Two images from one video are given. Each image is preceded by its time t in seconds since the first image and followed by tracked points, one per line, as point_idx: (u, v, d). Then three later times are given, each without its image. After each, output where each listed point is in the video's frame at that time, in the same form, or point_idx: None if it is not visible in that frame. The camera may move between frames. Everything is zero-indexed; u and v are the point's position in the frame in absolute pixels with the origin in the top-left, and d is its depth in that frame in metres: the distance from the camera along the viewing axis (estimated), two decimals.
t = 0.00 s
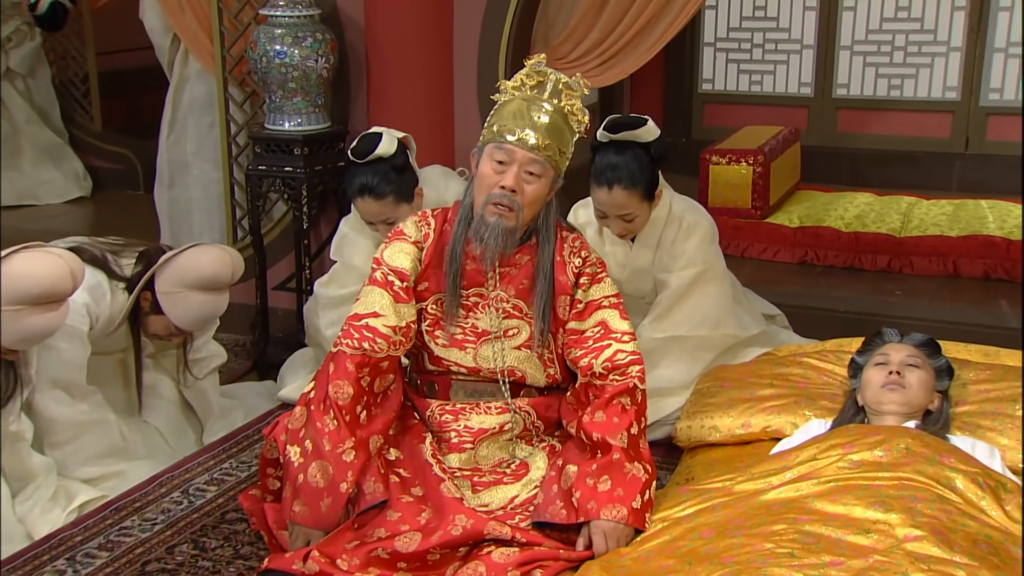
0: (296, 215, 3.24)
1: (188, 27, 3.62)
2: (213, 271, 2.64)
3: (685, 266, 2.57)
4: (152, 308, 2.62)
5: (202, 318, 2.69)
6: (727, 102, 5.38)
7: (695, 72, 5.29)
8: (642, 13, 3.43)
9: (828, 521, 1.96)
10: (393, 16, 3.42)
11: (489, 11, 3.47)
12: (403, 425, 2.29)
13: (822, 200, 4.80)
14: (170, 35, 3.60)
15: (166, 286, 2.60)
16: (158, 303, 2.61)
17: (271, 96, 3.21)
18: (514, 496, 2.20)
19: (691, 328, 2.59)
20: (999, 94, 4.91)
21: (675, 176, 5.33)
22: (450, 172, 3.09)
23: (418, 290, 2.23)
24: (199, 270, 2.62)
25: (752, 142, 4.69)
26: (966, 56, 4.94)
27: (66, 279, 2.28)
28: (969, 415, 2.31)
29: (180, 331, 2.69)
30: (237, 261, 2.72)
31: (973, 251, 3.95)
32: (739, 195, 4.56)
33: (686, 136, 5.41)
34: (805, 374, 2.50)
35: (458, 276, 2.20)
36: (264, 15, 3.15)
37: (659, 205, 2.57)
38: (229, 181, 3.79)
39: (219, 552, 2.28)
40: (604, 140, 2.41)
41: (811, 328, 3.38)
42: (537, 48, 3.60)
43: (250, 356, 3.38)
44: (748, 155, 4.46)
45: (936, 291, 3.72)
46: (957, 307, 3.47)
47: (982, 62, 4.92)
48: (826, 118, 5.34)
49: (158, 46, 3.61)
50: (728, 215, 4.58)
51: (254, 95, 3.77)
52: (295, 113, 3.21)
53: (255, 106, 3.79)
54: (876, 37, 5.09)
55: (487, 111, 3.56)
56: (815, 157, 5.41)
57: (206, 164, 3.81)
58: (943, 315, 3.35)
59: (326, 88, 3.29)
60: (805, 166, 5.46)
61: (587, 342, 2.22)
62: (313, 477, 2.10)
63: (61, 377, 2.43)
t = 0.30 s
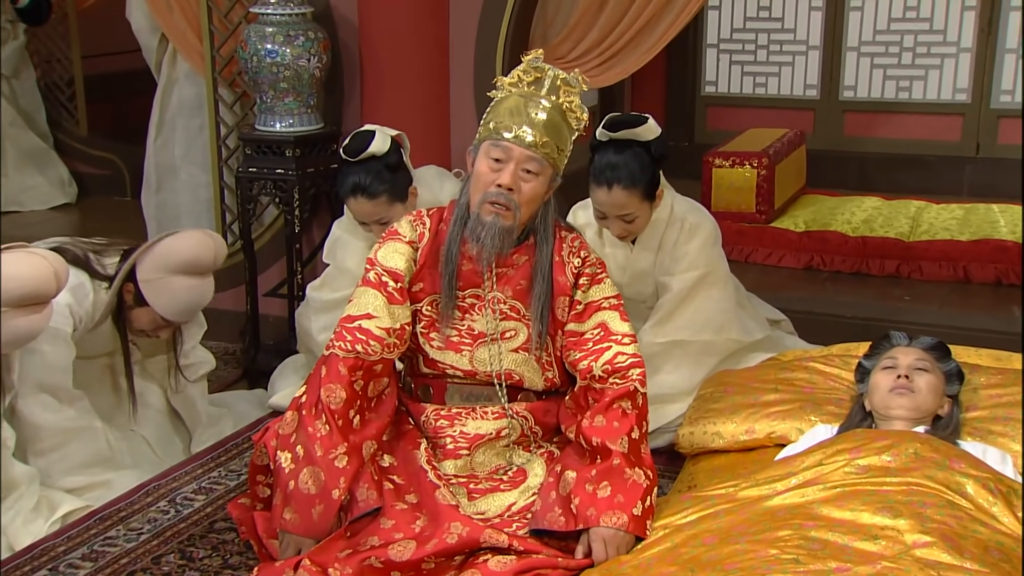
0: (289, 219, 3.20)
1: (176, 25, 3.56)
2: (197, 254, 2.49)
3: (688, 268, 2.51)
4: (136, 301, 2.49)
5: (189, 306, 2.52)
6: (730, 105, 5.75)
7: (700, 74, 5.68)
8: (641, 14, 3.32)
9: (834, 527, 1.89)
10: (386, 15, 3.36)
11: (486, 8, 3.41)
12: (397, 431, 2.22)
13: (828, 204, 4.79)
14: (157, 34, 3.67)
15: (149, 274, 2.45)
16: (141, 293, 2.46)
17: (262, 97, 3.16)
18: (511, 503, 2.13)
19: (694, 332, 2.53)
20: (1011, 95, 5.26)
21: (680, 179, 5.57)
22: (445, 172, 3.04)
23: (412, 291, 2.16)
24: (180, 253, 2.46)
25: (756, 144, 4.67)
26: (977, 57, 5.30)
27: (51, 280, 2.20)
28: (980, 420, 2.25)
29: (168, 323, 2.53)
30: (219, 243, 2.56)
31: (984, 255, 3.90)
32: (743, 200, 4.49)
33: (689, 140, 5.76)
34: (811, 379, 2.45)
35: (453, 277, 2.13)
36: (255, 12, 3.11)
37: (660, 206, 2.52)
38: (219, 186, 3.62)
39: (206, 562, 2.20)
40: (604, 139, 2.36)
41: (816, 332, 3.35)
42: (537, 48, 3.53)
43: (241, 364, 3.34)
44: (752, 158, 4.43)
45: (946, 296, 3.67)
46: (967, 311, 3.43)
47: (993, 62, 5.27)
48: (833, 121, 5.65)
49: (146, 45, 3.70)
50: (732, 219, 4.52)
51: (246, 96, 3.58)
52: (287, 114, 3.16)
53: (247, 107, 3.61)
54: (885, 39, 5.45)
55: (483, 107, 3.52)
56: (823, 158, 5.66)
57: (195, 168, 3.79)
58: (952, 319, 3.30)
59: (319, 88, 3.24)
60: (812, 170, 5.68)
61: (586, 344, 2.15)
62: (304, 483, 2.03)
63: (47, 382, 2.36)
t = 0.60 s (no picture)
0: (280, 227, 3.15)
1: (163, 28, 3.51)
2: (169, 221, 2.34)
3: (690, 273, 2.46)
4: (116, 283, 2.38)
5: (170, 278, 2.39)
6: (734, 110, 5.39)
7: (702, 79, 5.34)
8: (645, 11, 3.24)
9: (841, 536, 1.82)
10: (382, 16, 3.33)
11: (484, 4, 3.38)
12: (392, 439, 2.15)
13: (835, 210, 4.69)
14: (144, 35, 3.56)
15: (122, 249, 2.33)
16: (119, 272, 2.35)
17: (253, 100, 3.14)
18: (508, 514, 2.06)
19: (696, 340, 2.48)
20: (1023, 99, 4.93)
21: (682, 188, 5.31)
22: (439, 177, 2.98)
23: (406, 293, 2.10)
24: (151, 224, 2.33)
25: (760, 150, 4.61)
26: (987, 61, 4.95)
27: (33, 284, 2.15)
28: (992, 429, 2.17)
29: (152, 300, 2.42)
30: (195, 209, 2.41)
31: (995, 263, 3.79)
32: (748, 206, 4.44)
33: (692, 146, 5.40)
34: (818, 387, 2.38)
35: (449, 280, 2.08)
36: (245, 13, 3.08)
37: (662, 209, 2.46)
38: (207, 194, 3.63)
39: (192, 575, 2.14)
40: (604, 139, 2.32)
41: (823, 340, 3.31)
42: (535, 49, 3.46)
43: (231, 375, 3.30)
44: (757, 163, 4.38)
45: (957, 305, 3.59)
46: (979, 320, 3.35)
47: (1004, 66, 4.92)
48: (840, 125, 5.29)
49: (132, 48, 3.58)
50: (736, 224, 4.45)
51: (236, 100, 3.56)
52: (278, 117, 3.14)
53: (237, 110, 3.59)
54: (891, 41, 5.10)
55: (479, 108, 3.46)
56: (829, 166, 5.31)
57: (184, 174, 3.72)
58: (962, 328, 3.23)
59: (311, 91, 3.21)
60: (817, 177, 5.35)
61: (586, 349, 2.10)
62: (295, 492, 1.97)
63: (36, 387, 2.30)
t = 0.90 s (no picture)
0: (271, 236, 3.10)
1: (152, 33, 3.54)
2: (153, 220, 2.37)
3: (694, 282, 2.43)
4: (100, 287, 2.37)
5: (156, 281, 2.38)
6: (738, 119, 5.34)
7: (707, 88, 5.26)
8: (649, 12, 3.16)
9: (849, 549, 1.75)
10: (376, 19, 3.26)
11: (483, 3, 3.30)
12: (387, 452, 2.09)
13: (843, 221, 4.59)
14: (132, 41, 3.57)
15: (107, 251, 2.33)
16: (104, 275, 2.34)
17: (245, 106, 3.10)
18: (506, 529, 2.00)
19: (699, 351, 2.44)
20: None
21: (686, 197, 5.22)
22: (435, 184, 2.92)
23: (401, 301, 2.05)
24: (137, 224, 2.36)
25: (767, 157, 4.52)
26: (1000, 68, 4.89)
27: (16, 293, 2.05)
28: (1007, 441, 2.10)
29: (139, 305, 2.40)
30: (177, 209, 2.46)
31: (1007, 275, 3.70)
32: (754, 216, 4.39)
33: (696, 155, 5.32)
34: (825, 399, 2.32)
35: (445, 287, 2.03)
36: (236, 17, 3.04)
37: (665, 216, 2.44)
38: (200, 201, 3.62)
39: None
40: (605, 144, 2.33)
41: (831, 354, 3.24)
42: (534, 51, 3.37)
43: (221, 391, 3.25)
44: (763, 171, 4.31)
45: (970, 317, 3.51)
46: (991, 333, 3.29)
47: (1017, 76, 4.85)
48: (848, 135, 5.25)
49: (120, 55, 3.58)
50: (742, 235, 4.41)
51: (226, 107, 3.58)
52: (270, 124, 3.09)
53: (228, 118, 3.62)
54: (903, 48, 5.03)
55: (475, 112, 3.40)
56: (839, 177, 5.28)
57: (173, 183, 3.73)
58: (973, 340, 3.16)
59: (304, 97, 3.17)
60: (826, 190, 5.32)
61: (587, 357, 2.04)
62: (286, 506, 1.90)
63: (19, 399, 2.26)
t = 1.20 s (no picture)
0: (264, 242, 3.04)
1: (139, 35, 3.43)
2: (153, 257, 2.25)
3: (697, 290, 2.44)
4: (92, 317, 2.27)
5: (148, 319, 2.28)
6: (742, 125, 5.13)
7: (711, 93, 5.08)
8: (650, 16, 3.13)
9: (859, 561, 1.69)
10: (371, 20, 3.16)
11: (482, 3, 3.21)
12: (381, 462, 2.02)
13: (853, 230, 4.48)
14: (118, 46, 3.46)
15: (103, 283, 2.23)
16: (97, 306, 2.24)
17: (236, 110, 3.04)
18: (505, 541, 1.93)
19: (706, 360, 2.44)
20: None
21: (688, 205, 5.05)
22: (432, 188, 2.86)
23: (396, 306, 1.99)
24: (137, 258, 2.24)
25: (775, 163, 4.41)
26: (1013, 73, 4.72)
27: None
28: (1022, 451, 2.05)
29: (129, 339, 2.31)
30: (180, 244, 2.34)
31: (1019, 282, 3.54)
32: (761, 223, 4.28)
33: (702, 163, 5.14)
34: (834, 409, 2.26)
35: (442, 292, 1.98)
36: (226, 19, 2.99)
37: (667, 222, 2.45)
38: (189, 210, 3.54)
39: None
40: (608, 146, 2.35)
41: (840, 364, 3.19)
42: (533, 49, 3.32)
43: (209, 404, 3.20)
44: (769, 178, 4.19)
45: (983, 328, 3.45)
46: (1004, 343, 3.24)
47: None
48: (858, 142, 5.03)
49: (105, 60, 3.46)
50: (749, 244, 4.30)
51: (216, 111, 3.47)
52: (261, 129, 3.04)
53: (218, 123, 3.50)
54: (913, 53, 4.84)
55: (473, 111, 3.30)
56: (850, 188, 5.06)
57: (161, 191, 3.63)
58: (985, 351, 3.10)
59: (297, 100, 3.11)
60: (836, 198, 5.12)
61: (588, 364, 1.98)
62: (277, 518, 1.84)
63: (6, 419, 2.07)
